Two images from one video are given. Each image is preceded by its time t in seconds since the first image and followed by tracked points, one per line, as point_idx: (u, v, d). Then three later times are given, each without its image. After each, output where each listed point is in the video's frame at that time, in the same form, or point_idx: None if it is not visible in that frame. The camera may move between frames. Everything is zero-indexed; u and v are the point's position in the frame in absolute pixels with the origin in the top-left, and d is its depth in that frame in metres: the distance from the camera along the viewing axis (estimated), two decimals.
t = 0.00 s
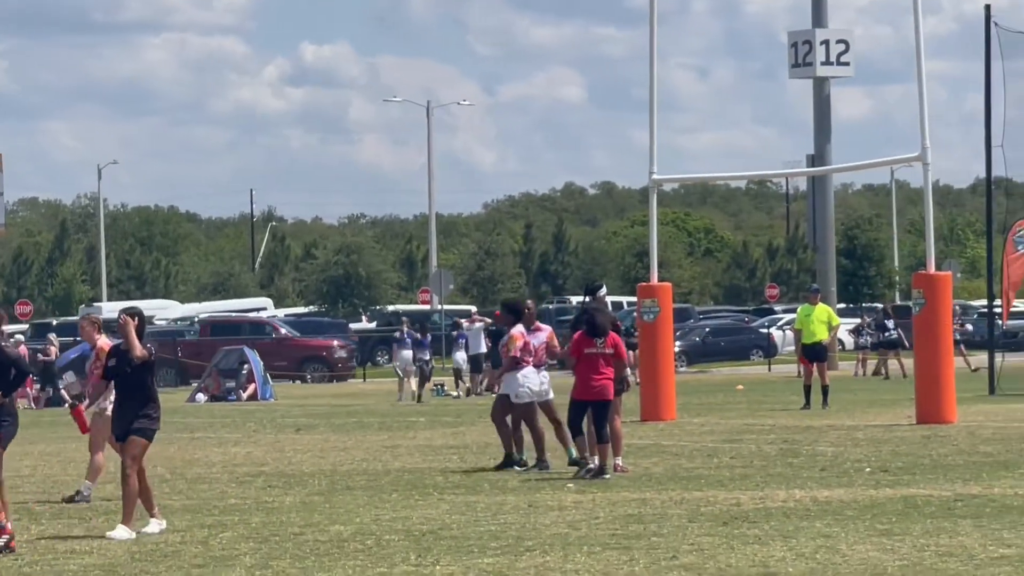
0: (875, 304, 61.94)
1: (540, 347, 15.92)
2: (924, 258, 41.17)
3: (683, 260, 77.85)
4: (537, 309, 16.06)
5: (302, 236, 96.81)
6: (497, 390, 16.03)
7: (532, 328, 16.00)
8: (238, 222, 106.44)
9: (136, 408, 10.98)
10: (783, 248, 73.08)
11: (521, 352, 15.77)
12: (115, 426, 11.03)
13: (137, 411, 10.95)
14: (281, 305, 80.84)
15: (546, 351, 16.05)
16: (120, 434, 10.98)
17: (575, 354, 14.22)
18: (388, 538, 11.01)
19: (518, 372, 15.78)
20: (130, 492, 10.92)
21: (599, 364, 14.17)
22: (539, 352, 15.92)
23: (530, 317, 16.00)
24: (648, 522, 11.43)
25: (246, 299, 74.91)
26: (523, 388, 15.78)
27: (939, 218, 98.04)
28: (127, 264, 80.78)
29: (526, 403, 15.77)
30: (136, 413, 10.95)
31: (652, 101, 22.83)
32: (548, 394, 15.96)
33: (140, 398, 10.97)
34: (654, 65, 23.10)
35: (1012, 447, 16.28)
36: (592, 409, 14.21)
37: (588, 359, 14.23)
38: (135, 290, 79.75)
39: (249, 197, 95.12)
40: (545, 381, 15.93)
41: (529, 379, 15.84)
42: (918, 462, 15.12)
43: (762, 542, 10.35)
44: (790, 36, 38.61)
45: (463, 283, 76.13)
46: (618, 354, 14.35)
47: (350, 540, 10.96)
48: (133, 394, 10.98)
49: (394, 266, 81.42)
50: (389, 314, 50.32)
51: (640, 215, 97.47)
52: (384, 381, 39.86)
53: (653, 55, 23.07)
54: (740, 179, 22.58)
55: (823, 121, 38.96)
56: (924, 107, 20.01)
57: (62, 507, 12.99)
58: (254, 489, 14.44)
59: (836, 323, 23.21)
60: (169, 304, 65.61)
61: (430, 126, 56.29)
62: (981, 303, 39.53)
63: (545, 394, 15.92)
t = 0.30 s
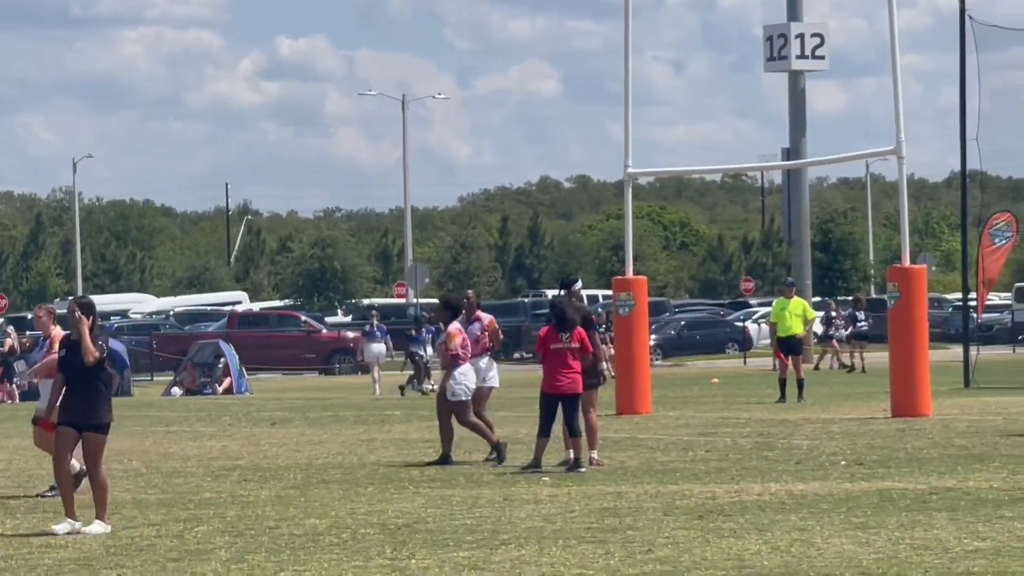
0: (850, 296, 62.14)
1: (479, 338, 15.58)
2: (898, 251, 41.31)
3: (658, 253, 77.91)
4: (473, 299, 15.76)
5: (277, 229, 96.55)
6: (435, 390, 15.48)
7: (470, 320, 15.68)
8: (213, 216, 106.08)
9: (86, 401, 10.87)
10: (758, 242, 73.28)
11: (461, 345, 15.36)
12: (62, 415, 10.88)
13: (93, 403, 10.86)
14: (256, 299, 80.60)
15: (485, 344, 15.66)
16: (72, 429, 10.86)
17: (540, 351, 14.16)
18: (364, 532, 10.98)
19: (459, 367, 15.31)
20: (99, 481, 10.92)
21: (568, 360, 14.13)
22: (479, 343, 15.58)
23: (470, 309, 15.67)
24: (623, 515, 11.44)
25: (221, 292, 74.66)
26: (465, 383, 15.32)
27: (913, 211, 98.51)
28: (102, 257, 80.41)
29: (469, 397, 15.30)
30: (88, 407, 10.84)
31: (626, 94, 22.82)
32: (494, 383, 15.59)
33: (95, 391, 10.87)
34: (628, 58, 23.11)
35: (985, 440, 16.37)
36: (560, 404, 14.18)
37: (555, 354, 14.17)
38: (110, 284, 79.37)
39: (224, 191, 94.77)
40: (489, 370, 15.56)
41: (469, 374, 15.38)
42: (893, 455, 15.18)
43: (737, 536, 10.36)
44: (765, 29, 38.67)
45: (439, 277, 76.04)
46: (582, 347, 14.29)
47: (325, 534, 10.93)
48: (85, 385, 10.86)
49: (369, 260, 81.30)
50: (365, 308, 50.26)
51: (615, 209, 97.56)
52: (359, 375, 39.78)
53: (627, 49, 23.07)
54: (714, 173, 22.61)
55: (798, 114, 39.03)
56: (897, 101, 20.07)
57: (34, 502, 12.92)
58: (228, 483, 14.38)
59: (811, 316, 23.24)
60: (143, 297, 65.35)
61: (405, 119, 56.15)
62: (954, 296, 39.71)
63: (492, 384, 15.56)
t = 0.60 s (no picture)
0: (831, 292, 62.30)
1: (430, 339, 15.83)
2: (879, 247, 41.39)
3: (639, 250, 77.95)
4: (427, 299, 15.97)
5: (258, 225, 96.27)
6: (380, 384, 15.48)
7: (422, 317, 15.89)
8: (193, 212, 105.70)
9: (38, 405, 10.78)
10: (739, 238, 73.33)
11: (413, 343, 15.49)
12: (11, 419, 10.76)
13: (43, 405, 10.79)
14: (237, 294, 80.33)
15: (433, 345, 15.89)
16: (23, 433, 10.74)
17: (502, 349, 14.09)
18: (345, 528, 10.96)
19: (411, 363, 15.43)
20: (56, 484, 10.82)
21: (532, 356, 14.08)
22: (429, 343, 15.85)
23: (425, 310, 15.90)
24: (604, 511, 11.45)
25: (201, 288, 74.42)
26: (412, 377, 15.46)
27: (893, 207, 98.74)
28: (81, 253, 80.05)
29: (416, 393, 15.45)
30: (41, 412, 10.76)
31: (607, 91, 22.84)
32: (443, 384, 15.90)
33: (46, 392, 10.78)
34: (609, 54, 23.12)
35: (965, 435, 16.44)
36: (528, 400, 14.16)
37: (519, 351, 14.11)
38: (89, 280, 79.01)
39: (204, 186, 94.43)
40: (438, 372, 15.86)
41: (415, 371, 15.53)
42: (874, 451, 15.22)
43: (718, 531, 10.38)
44: (746, 25, 38.71)
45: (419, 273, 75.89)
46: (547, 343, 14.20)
47: (306, 530, 10.91)
48: (34, 388, 10.77)
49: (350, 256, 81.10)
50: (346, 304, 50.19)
51: (596, 205, 97.55)
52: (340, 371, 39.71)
53: (608, 45, 23.09)
54: (695, 169, 22.66)
55: (779, 110, 39.10)
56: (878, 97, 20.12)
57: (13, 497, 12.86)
58: (209, 479, 14.35)
59: (792, 313, 23.27)
60: (122, 293, 65.13)
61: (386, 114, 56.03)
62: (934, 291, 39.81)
63: (442, 384, 15.86)
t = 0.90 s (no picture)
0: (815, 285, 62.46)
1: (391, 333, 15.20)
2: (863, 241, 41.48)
3: (624, 243, 78.00)
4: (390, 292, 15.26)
5: (243, 218, 96.20)
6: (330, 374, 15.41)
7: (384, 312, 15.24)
8: (177, 205, 105.52)
9: None
10: (724, 231, 73.45)
11: (361, 337, 15.21)
12: None
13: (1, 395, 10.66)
14: (222, 287, 80.19)
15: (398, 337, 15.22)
16: None
17: (476, 341, 14.10)
18: (330, 521, 10.95)
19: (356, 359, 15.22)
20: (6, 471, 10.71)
21: (504, 348, 14.07)
22: (391, 337, 15.21)
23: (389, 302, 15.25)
24: (588, 504, 11.45)
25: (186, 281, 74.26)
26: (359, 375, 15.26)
27: (878, 200, 99.00)
28: (66, 246, 79.85)
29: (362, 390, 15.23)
30: None
31: (592, 84, 22.83)
32: (408, 378, 15.32)
33: None
34: (594, 47, 23.10)
35: (949, 428, 16.48)
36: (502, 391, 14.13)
37: (492, 343, 14.12)
38: (74, 272, 78.82)
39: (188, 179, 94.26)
40: (398, 366, 15.27)
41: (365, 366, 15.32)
42: (859, 444, 15.25)
43: (703, 524, 10.39)
44: (731, 18, 38.77)
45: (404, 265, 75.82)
46: (521, 335, 14.18)
47: (290, 523, 10.89)
48: None
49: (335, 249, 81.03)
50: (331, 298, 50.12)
51: (581, 198, 97.61)
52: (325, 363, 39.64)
53: (593, 38, 23.07)
54: (679, 162, 22.69)
55: (763, 102, 39.13)
56: (862, 90, 20.14)
57: None
58: (192, 472, 14.30)
59: (775, 306, 23.33)
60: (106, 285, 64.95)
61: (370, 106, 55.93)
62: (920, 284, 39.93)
63: (406, 379, 15.29)
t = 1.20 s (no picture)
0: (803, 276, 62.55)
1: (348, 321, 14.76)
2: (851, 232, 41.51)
3: (611, 233, 78.02)
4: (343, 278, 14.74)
5: (231, 209, 96.06)
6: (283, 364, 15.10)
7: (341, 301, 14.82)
8: (165, 195, 105.30)
9: None
10: (712, 221, 73.48)
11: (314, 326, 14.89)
12: None
13: None
14: (210, 278, 80.05)
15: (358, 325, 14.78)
16: None
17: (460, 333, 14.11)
18: (318, 512, 10.96)
19: (310, 348, 14.85)
20: None
21: (488, 339, 14.09)
22: (348, 326, 14.76)
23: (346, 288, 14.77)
24: (577, 495, 11.46)
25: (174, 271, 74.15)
26: (316, 363, 14.89)
27: (867, 190, 99.10)
28: (53, 236, 79.64)
29: (318, 379, 14.89)
30: None
31: (581, 74, 22.82)
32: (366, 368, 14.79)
33: None
34: (582, 38, 23.08)
35: (937, 419, 16.52)
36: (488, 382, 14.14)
37: (476, 335, 14.13)
38: (62, 263, 78.60)
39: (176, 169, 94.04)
40: (357, 355, 14.76)
41: (323, 354, 14.93)
42: (848, 434, 15.28)
43: (690, 515, 10.41)
44: (720, 8, 38.78)
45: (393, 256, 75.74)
46: (506, 326, 14.20)
47: (279, 514, 10.89)
48: None
49: (323, 240, 80.94)
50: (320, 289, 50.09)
51: (570, 188, 97.60)
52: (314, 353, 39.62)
53: (581, 29, 23.06)
54: (666, 152, 22.71)
55: (752, 94, 39.14)
56: (851, 81, 20.14)
57: None
58: (180, 463, 14.29)
59: (764, 297, 23.34)
60: (94, 276, 64.81)
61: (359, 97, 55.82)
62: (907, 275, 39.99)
63: (362, 368, 14.77)
